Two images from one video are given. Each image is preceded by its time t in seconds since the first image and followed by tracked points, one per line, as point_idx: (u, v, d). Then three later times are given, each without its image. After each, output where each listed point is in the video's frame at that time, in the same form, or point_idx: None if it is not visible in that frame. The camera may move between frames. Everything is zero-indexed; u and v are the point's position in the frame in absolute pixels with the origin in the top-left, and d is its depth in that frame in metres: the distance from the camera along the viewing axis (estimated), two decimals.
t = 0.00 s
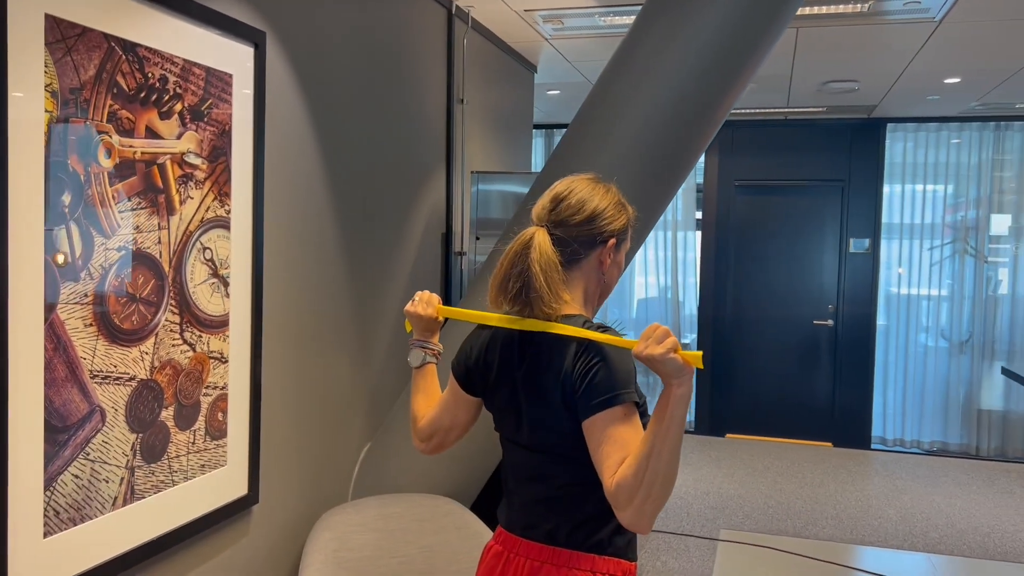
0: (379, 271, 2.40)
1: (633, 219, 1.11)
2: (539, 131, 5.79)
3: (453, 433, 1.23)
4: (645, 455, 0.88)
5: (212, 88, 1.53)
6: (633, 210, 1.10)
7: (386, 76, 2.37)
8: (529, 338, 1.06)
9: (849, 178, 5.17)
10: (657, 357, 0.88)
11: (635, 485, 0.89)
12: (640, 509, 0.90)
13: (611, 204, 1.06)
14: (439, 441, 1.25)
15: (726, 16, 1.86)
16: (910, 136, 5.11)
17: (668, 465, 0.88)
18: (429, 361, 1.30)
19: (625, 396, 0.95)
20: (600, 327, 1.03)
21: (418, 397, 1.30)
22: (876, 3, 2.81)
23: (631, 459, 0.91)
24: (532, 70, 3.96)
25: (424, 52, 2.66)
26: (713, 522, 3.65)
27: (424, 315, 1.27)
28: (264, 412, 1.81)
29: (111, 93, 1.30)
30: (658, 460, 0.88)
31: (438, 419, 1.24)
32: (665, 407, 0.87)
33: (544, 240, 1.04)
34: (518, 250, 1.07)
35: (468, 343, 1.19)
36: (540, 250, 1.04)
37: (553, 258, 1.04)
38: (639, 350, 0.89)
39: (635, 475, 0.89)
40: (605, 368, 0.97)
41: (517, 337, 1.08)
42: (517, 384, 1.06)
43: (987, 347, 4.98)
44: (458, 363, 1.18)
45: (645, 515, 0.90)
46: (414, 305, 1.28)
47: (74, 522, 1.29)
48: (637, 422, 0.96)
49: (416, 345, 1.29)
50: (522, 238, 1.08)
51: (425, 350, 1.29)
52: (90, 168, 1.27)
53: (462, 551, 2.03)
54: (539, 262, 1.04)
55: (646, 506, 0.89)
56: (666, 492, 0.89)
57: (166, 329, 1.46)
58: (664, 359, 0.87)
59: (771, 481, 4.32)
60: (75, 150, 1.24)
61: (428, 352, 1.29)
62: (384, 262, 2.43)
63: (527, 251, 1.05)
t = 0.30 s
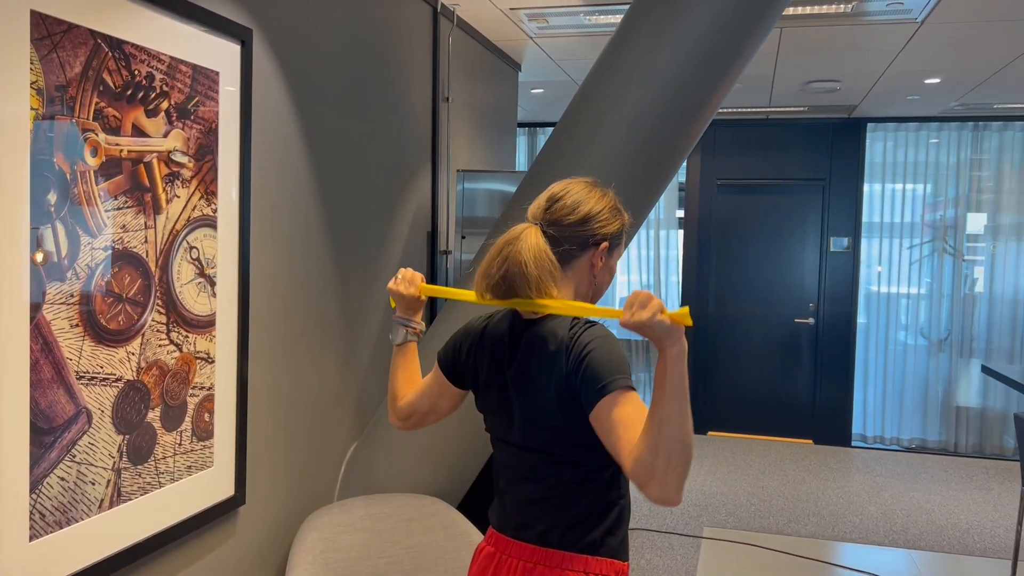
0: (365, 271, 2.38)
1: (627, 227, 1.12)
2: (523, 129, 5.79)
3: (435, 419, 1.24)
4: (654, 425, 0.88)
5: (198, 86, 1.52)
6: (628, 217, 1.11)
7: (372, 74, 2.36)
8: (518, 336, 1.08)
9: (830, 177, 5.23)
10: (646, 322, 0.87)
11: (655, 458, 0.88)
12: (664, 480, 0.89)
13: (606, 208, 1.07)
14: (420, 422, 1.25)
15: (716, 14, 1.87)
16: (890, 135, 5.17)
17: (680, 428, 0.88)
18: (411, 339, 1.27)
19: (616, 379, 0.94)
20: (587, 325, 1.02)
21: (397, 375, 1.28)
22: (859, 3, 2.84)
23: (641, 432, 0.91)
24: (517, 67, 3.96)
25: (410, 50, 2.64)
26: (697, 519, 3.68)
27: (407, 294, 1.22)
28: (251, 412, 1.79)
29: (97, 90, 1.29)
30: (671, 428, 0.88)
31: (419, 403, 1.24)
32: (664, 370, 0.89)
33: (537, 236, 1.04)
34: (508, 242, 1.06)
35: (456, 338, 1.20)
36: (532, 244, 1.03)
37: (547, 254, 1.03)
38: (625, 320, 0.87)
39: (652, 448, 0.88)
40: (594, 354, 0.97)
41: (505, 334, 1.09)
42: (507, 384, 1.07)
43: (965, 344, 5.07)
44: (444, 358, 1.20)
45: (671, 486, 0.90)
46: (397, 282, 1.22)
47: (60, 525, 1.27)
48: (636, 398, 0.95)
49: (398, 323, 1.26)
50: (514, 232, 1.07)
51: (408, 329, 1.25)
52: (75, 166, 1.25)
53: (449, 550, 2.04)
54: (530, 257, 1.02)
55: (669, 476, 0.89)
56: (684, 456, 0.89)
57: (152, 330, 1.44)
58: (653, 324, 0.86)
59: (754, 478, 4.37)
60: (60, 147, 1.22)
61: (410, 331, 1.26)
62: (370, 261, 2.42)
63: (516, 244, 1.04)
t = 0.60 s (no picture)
0: (356, 270, 2.38)
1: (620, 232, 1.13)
2: (513, 128, 5.80)
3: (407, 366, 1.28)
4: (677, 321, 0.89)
5: (188, 84, 1.51)
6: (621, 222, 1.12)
7: (362, 72, 2.35)
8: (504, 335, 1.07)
9: (818, 176, 5.27)
10: (648, 220, 0.87)
11: (692, 350, 0.87)
12: (705, 373, 0.88)
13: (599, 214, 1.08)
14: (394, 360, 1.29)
15: (706, 16, 1.88)
16: (878, 134, 5.21)
17: (702, 315, 0.88)
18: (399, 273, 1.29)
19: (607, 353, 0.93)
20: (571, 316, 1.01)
21: (383, 309, 1.31)
22: (848, 3, 2.86)
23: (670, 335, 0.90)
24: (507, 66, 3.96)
25: (401, 48, 2.64)
26: (687, 518, 3.70)
27: (399, 229, 1.24)
28: (241, 412, 1.79)
29: (87, 88, 1.28)
30: (696, 320, 0.88)
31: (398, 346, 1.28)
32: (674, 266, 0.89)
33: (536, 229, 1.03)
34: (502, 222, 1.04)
35: (445, 320, 1.20)
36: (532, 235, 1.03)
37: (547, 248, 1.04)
38: (629, 220, 0.88)
39: (687, 342, 0.87)
40: (580, 341, 0.95)
41: (491, 331, 1.09)
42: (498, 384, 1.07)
43: (953, 342, 5.11)
44: (432, 335, 1.21)
45: (712, 378, 0.88)
46: (390, 216, 1.24)
47: (50, 526, 1.27)
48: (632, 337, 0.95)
49: (389, 256, 1.28)
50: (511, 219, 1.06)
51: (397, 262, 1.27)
52: (65, 165, 1.24)
53: (440, 550, 2.02)
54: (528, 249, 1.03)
55: (710, 363, 0.88)
56: (717, 341, 0.89)
57: (143, 329, 1.43)
58: (657, 221, 0.87)
59: (744, 477, 4.39)
60: (50, 146, 1.21)
61: (399, 265, 1.28)
62: (361, 260, 2.41)
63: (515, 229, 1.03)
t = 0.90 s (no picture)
0: (350, 270, 2.37)
1: (609, 227, 1.11)
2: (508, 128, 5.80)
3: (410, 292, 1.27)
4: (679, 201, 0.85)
5: (182, 83, 1.51)
6: (610, 218, 1.10)
7: (357, 71, 2.35)
8: (496, 335, 1.06)
9: (813, 176, 5.28)
10: (646, 99, 0.80)
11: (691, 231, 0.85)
12: (709, 253, 0.85)
13: (589, 210, 1.05)
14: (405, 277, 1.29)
15: (701, 16, 1.88)
16: (872, 134, 5.22)
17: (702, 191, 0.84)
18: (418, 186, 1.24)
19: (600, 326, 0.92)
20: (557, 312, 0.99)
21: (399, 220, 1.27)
22: (843, 3, 2.87)
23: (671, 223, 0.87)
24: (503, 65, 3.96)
25: (396, 47, 2.64)
26: (682, 517, 3.71)
27: (422, 139, 1.16)
28: (235, 413, 1.78)
29: (80, 87, 1.28)
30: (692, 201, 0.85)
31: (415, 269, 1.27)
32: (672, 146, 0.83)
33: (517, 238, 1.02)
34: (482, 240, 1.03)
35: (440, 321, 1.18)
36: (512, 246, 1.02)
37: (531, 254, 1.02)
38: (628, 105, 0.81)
39: (684, 223, 0.85)
40: (570, 326, 0.94)
41: (482, 333, 1.07)
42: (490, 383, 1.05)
43: (946, 342, 5.13)
44: (434, 320, 1.18)
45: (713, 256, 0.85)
46: (412, 126, 1.17)
47: (43, 527, 1.26)
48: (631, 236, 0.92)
49: (409, 168, 1.21)
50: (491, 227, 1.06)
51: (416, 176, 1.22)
52: (58, 164, 1.24)
53: (436, 549, 2.04)
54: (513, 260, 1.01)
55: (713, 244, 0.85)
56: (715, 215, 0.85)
57: (137, 329, 1.43)
58: (657, 101, 0.80)
59: (738, 476, 4.40)
60: (43, 145, 1.21)
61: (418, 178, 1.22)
62: (355, 260, 2.41)
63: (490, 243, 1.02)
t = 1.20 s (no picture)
0: (349, 271, 2.37)
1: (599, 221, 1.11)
2: (507, 128, 5.80)
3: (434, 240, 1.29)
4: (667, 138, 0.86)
5: (180, 85, 1.50)
6: (598, 210, 1.10)
7: (355, 73, 2.35)
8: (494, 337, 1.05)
9: (812, 176, 5.28)
10: (657, 28, 0.85)
11: (670, 169, 0.87)
12: (680, 193, 0.88)
13: (578, 204, 1.05)
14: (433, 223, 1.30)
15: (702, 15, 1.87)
16: (871, 135, 5.23)
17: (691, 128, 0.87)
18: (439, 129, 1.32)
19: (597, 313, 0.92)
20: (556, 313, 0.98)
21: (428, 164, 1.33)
22: (842, 3, 2.87)
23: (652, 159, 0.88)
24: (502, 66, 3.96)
25: (394, 48, 2.64)
26: (681, 518, 3.71)
27: (440, 79, 1.27)
28: (234, 414, 1.78)
29: (78, 88, 1.27)
30: (681, 137, 0.87)
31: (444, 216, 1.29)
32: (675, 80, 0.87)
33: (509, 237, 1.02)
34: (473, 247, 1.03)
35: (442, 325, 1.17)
36: (502, 246, 1.01)
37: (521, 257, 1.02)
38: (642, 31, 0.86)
39: (668, 157, 0.87)
40: (568, 318, 0.94)
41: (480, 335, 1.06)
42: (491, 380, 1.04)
43: (946, 342, 5.13)
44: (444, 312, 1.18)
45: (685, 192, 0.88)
46: (430, 68, 1.27)
47: (41, 528, 1.26)
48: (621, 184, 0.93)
49: (426, 112, 1.30)
50: (485, 233, 1.06)
51: (433, 118, 1.30)
52: (56, 166, 1.24)
53: (434, 550, 2.05)
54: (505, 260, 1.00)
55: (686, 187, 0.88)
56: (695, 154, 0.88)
57: (135, 330, 1.43)
58: (667, 30, 0.85)
59: (738, 476, 4.40)
60: (41, 146, 1.21)
61: (438, 120, 1.31)
62: (354, 261, 2.41)
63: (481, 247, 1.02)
